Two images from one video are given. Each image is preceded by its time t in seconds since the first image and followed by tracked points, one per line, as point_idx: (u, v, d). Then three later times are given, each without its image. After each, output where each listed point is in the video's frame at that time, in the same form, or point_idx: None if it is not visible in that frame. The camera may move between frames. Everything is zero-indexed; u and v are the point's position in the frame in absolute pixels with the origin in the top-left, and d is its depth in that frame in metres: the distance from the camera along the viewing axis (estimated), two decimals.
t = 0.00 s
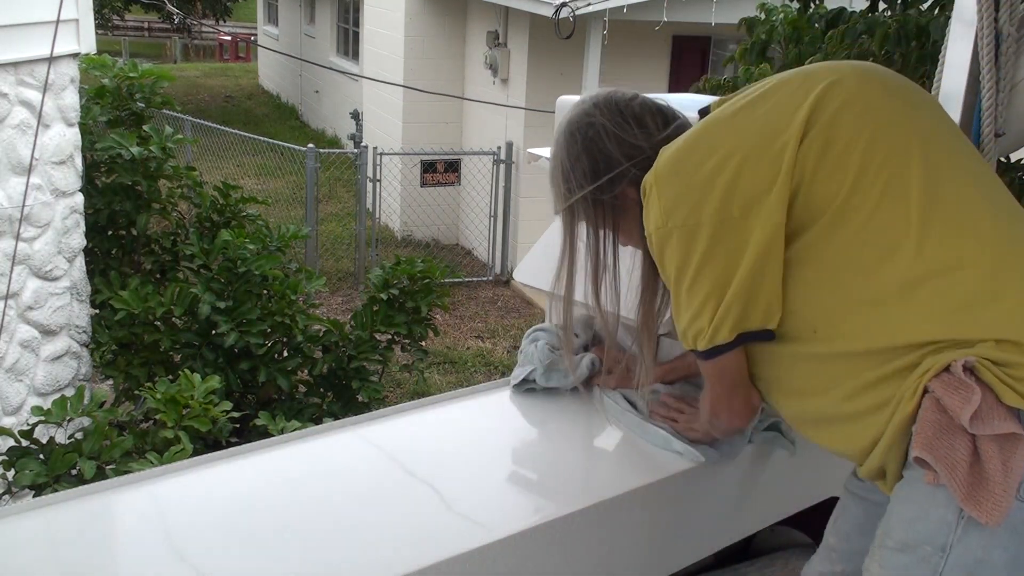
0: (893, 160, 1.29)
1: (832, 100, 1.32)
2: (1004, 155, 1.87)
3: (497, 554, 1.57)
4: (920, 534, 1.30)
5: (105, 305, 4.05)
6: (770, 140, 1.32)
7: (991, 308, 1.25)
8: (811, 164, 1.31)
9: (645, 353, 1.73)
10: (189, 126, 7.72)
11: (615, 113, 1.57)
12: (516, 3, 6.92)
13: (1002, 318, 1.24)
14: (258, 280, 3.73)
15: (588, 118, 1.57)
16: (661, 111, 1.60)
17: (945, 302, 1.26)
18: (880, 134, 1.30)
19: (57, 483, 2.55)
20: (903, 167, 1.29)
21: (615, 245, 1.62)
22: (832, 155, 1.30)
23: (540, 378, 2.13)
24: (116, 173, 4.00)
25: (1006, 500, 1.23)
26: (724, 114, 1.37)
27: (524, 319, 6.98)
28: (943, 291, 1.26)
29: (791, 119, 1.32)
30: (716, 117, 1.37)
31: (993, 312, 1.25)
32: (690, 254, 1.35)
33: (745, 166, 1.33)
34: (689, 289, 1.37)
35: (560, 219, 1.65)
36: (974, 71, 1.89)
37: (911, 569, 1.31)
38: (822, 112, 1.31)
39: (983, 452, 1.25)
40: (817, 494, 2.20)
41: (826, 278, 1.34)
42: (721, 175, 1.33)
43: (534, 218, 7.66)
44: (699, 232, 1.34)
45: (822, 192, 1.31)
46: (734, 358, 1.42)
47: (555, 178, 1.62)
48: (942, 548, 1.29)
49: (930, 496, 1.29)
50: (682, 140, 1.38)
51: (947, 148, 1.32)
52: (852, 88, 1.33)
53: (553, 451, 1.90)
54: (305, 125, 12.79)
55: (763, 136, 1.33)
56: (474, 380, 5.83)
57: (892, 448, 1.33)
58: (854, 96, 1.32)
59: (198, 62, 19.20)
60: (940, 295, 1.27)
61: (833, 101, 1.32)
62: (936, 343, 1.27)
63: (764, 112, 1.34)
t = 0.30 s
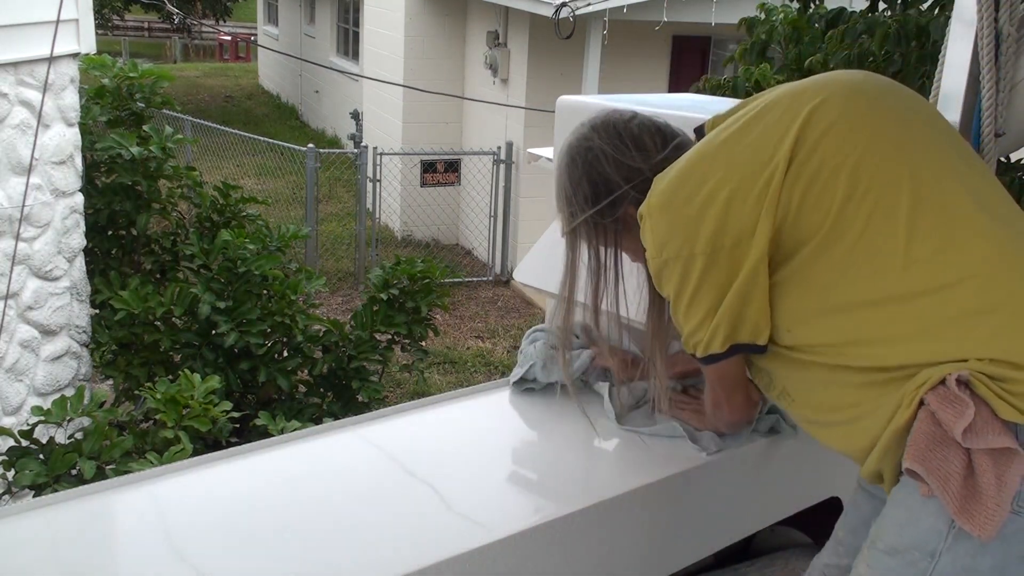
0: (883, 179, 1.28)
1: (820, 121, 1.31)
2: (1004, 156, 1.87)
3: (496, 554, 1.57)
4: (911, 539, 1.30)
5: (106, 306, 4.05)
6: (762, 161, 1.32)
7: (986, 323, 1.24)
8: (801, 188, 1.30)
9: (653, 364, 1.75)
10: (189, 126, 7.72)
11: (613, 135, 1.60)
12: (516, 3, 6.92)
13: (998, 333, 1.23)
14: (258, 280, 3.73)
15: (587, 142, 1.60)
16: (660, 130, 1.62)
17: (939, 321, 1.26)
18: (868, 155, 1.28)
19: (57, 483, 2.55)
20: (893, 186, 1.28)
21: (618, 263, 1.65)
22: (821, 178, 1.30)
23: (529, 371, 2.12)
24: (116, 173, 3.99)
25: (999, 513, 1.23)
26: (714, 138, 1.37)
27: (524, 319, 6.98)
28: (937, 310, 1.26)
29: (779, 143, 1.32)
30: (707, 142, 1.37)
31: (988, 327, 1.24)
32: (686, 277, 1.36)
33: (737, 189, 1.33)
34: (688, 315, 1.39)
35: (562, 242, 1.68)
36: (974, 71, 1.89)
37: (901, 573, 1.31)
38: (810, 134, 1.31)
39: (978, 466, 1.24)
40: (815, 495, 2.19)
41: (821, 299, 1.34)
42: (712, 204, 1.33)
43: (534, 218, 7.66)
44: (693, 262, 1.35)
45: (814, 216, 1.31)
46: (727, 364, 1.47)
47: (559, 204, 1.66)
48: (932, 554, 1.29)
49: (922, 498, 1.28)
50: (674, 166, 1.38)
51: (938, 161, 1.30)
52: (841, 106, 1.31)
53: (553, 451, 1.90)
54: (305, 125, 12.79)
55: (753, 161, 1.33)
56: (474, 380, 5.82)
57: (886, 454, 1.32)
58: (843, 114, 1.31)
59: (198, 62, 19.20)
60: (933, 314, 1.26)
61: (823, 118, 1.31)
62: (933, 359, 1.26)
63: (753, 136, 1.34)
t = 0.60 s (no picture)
0: (884, 179, 1.28)
1: (821, 120, 1.31)
2: (1004, 156, 1.87)
3: (497, 554, 1.57)
4: (920, 539, 1.30)
5: (106, 306, 4.05)
6: (761, 161, 1.32)
7: (987, 326, 1.24)
8: (800, 186, 1.30)
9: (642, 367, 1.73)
10: (189, 126, 7.73)
11: (603, 128, 1.56)
12: (516, 3, 6.91)
13: (998, 335, 1.23)
14: (258, 280, 3.73)
15: (575, 135, 1.56)
16: (649, 123, 1.59)
17: (939, 323, 1.26)
18: (869, 154, 1.28)
19: (57, 483, 2.55)
20: (894, 186, 1.27)
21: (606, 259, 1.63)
22: (821, 176, 1.29)
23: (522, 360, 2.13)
24: (116, 173, 3.99)
25: (1015, 515, 1.24)
26: (712, 133, 1.37)
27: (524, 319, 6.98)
28: (937, 311, 1.26)
29: (779, 141, 1.31)
30: (705, 138, 1.36)
31: (988, 329, 1.24)
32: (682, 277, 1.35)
33: (735, 188, 1.32)
34: (683, 314, 1.38)
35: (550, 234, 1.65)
36: (974, 71, 1.89)
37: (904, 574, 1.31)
38: (809, 133, 1.30)
39: (993, 468, 1.24)
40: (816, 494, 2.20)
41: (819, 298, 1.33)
42: (711, 201, 1.33)
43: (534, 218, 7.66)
44: (689, 259, 1.34)
45: (813, 214, 1.30)
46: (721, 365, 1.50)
47: (546, 197, 1.62)
48: (942, 556, 1.29)
49: (932, 498, 1.29)
50: (671, 162, 1.38)
51: (939, 162, 1.30)
52: (841, 105, 1.31)
53: (553, 451, 1.90)
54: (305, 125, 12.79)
55: (751, 158, 1.32)
56: (474, 380, 5.83)
57: (895, 453, 1.32)
58: (843, 113, 1.30)
59: (198, 62, 19.21)
60: (933, 315, 1.26)
61: (821, 117, 1.31)
62: (934, 360, 1.26)
63: (752, 134, 1.33)
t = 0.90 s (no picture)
0: (889, 171, 1.32)
1: (827, 110, 1.35)
2: (1004, 157, 1.87)
3: (498, 554, 1.57)
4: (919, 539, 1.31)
5: (106, 305, 4.05)
6: (768, 149, 1.35)
7: (989, 320, 1.29)
8: (808, 174, 1.34)
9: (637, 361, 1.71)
10: (189, 126, 7.73)
11: (603, 112, 1.56)
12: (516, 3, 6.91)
13: (995, 328, 1.29)
14: (258, 280, 3.73)
15: (575, 118, 1.56)
16: (649, 110, 1.60)
17: (941, 313, 1.30)
18: (875, 145, 1.33)
19: (57, 483, 2.55)
20: (899, 178, 1.32)
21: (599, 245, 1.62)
22: (829, 165, 1.33)
23: (463, 413, 1.97)
24: (116, 173, 3.99)
25: (1017, 509, 1.28)
26: (717, 119, 1.39)
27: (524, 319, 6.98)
28: (940, 303, 1.30)
29: (786, 129, 1.35)
30: (711, 122, 1.38)
31: (990, 322, 1.29)
32: (684, 262, 1.35)
33: (742, 175, 1.34)
34: (680, 301, 1.37)
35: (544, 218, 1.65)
36: (974, 71, 1.89)
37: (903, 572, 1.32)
38: (816, 124, 1.34)
39: (994, 463, 1.29)
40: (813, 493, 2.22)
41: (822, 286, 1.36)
42: (718, 183, 1.34)
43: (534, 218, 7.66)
44: (695, 240, 1.34)
45: (819, 202, 1.34)
46: (735, 377, 1.39)
47: (541, 179, 1.61)
48: (945, 556, 1.34)
49: (933, 495, 1.33)
50: (675, 145, 1.39)
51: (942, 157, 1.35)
52: (847, 96, 1.35)
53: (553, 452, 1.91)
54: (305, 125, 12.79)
55: (759, 144, 1.35)
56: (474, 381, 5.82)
57: (896, 450, 1.38)
58: (849, 105, 1.35)
59: (198, 62, 19.19)
60: (937, 306, 1.30)
61: (827, 109, 1.35)
62: (940, 350, 1.30)
63: (759, 120, 1.36)
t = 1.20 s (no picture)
0: (913, 154, 1.36)
1: (855, 93, 1.38)
2: (1004, 157, 1.87)
3: (498, 554, 1.57)
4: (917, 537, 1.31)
5: (106, 305, 4.05)
6: (796, 122, 1.36)
7: (1000, 308, 1.33)
8: (834, 151, 1.36)
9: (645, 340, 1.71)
10: (190, 127, 7.73)
11: (629, 87, 1.57)
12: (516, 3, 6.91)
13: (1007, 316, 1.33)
14: (258, 280, 3.74)
15: (602, 91, 1.56)
16: (676, 91, 1.61)
17: (955, 296, 1.33)
18: (900, 128, 1.36)
19: (57, 483, 2.55)
20: (923, 161, 1.35)
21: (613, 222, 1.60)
22: (854, 144, 1.36)
23: (433, 480, 1.70)
24: (116, 173, 3.99)
25: (1010, 500, 1.32)
26: (745, 95, 1.41)
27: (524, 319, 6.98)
28: (956, 286, 1.33)
29: (815, 105, 1.37)
30: (740, 95, 1.40)
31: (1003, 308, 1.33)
32: (707, 227, 1.35)
33: (772, 144, 1.35)
34: (697, 268, 1.35)
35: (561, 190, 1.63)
36: (974, 72, 1.89)
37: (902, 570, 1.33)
38: (845, 102, 1.37)
39: (990, 453, 1.33)
40: (812, 493, 2.22)
41: (840, 261, 1.38)
42: (746, 150, 1.35)
43: (534, 218, 7.66)
44: (719, 203, 1.34)
45: (843, 178, 1.36)
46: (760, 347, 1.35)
47: (562, 152, 1.60)
48: (944, 547, 1.36)
49: (933, 486, 1.36)
50: (704, 114, 1.40)
51: (962, 147, 1.39)
52: (875, 82, 1.39)
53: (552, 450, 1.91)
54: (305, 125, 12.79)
55: (788, 118, 1.37)
56: (474, 381, 5.82)
57: (897, 443, 1.41)
58: (877, 90, 1.38)
59: (197, 62, 19.19)
60: (952, 288, 1.33)
61: (855, 89, 1.38)
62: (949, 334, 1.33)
63: (788, 96, 1.38)
